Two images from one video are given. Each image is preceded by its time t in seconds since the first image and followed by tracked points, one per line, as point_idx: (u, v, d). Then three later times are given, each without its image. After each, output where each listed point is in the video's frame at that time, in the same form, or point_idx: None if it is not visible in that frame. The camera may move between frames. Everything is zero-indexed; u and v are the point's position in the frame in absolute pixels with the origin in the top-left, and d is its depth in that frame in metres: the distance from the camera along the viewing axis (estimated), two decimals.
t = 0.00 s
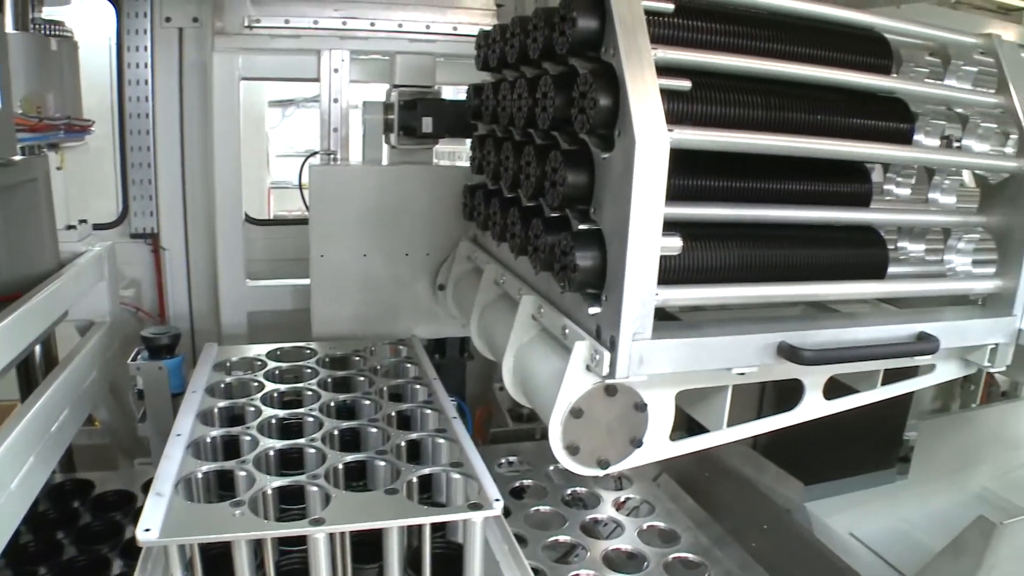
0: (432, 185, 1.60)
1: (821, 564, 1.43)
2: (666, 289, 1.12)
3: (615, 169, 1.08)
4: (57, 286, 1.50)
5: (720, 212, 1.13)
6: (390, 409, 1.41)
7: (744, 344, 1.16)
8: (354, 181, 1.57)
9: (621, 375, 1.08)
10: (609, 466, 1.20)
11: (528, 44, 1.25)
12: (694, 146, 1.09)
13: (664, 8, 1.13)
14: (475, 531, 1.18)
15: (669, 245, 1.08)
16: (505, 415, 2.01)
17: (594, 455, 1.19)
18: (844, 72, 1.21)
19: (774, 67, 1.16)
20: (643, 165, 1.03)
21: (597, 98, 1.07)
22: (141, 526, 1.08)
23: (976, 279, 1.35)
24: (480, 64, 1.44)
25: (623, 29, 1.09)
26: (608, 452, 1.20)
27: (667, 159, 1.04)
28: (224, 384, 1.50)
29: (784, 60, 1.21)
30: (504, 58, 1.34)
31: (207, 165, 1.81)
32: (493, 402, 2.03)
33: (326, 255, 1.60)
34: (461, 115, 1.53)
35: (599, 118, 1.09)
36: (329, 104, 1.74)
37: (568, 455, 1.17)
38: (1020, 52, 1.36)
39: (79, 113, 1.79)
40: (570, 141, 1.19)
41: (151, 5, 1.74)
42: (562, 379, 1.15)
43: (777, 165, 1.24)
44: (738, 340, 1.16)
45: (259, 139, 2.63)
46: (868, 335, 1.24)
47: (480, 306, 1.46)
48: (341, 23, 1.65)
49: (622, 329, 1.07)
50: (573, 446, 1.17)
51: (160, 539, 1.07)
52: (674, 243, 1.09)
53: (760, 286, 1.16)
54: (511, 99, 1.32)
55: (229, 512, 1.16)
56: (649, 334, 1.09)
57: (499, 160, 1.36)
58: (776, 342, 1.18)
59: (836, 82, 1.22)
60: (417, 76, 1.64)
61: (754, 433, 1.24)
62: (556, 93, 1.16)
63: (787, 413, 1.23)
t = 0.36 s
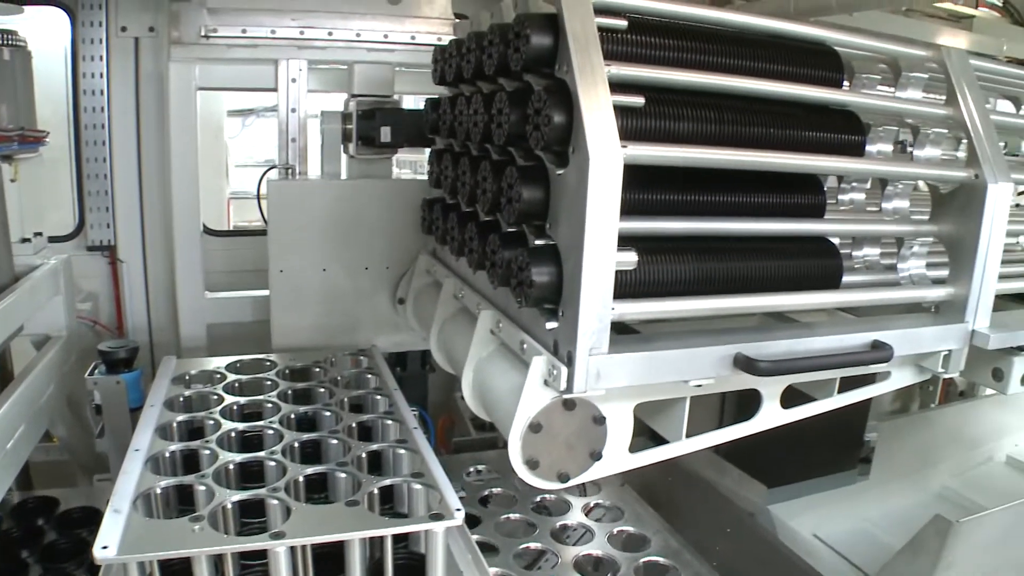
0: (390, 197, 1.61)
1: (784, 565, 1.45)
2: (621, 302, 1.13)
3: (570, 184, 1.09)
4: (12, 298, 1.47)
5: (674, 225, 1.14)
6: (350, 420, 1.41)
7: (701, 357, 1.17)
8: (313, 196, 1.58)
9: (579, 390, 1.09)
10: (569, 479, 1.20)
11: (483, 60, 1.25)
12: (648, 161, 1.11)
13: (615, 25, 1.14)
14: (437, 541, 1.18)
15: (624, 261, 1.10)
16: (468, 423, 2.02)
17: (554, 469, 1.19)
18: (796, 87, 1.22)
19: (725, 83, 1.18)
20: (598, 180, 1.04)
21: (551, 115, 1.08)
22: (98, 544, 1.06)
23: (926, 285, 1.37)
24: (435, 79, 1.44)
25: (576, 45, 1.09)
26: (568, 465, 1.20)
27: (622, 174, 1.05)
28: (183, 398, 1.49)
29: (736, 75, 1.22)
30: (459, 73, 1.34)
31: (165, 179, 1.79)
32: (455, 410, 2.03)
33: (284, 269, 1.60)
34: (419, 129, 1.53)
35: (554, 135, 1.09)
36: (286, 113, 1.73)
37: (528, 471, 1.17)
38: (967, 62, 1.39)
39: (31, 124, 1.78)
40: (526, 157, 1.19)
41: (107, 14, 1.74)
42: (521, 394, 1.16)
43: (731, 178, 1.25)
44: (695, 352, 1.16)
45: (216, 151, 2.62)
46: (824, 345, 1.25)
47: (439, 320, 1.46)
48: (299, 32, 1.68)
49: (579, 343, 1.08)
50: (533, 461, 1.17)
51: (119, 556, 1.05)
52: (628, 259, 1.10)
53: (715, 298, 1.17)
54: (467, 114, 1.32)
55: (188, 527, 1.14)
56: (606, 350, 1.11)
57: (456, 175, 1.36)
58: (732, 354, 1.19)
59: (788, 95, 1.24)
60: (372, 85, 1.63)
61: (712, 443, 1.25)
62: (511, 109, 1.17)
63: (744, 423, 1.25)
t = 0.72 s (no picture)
0: (355, 208, 1.62)
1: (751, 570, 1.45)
2: (584, 312, 1.13)
3: (533, 194, 1.09)
4: None
5: (634, 234, 1.15)
6: (316, 433, 1.40)
7: (665, 365, 1.17)
8: (278, 208, 1.57)
9: (543, 400, 1.09)
10: (535, 489, 1.20)
11: (446, 71, 1.25)
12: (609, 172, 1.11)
13: (577, 36, 1.14)
14: (404, 554, 1.18)
15: (586, 270, 1.09)
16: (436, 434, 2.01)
17: (520, 478, 1.19)
18: (755, 97, 1.24)
19: (685, 93, 1.19)
20: (560, 191, 1.03)
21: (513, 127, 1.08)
22: (60, 562, 1.04)
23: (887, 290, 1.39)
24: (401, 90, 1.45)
25: (538, 55, 1.09)
26: (534, 475, 1.20)
27: (585, 184, 1.05)
28: (148, 413, 1.48)
29: (696, 85, 1.24)
30: (423, 84, 1.34)
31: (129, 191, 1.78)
32: (423, 420, 2.03)
33: (249, 282, 1.59)
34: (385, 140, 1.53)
35: (516, 146, 1.09)
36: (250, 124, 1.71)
37: (495, 480, 1.16)
38: (925, 70, 1.42)
39: None
40: (489, 168, 1.19)
41: (68, 25, 1.72)
42: (486, 405, 1.16)
43: (692, 188, 1.27)
44: (659, 361, 1.16)
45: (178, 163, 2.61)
46: (786, 350, 1.25)
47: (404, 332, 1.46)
48: (262, 43, 1.69)
49: (543, 353, 1.08)
50: (500, 471, 1.17)
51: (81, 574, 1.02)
52: (590, 267, 1.10)
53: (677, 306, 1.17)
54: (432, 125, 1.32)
55: (151, 544, 1.13)
56: (571, 359, 1.10)
57: (421, 186, 1.37)
58: (696, 362, 1.19)
59: (748, 105, 1.25)
60: (340, 97, 1.63)
61: (678, 450, 1.25)
62: (473, 120, 1.17)
63: (709, 430, 1.25)
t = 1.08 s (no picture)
0: (317, 219, 1.65)
1: None
2: (548, 321, 1.13)
3: (495, 204, 1.09)
4: None
5: (596, 243, 1.15)
6: (282, 445, 1.41)
7: (630, 373, 1.17)
8: (241, 221, 1.60)
9: (508, 410, 1.08)
10: (501, 499, 1.19)
11: (409, 81, 1.25)
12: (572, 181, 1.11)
13: (539, 46, 1.15)
14: (369, 566, 1.17)
15: (549, 279, 1.09)
16: (402, 444, 2.01)
17: (486, 488, 1.18)
18: (715, 106, 1.25)
19: (646, 102, 1.19)
20: (522, 201, 1.03)
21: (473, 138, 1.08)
22: None
23: (850, 296, 1.40)
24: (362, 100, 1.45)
25: (499, 64, 1.09)
26: (499, 485, 1.19)
27: (546, 194, 1.05)
28: (111, 427, 1.47)
29: (657, 94, 1.24)
30: (388, 92, 1.34)
31: (92, 203, 1.76)
32: (390, 431, 2.03)
33: (214, 294, 1.62)
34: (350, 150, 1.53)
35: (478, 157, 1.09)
36: (216, 135, 1.76)
37: (460, 490, 1.16)
38: (883, 79, 1.44)
39: None
40: (452, 178, 1.20)
41: (29, 34, 1.69)
42: (450, 415, 1.15)
43: (653, 197, 1.28)
44: (624, 369, 1.16)
45: (143, 173, 2.61)
46: (750, 357, 1.26)
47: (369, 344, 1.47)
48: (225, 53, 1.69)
49: (507, 363, 1.07)
50: (465, 481, 1.16)
51: None
52: (552, 276, 1.10)
53: (640, 314, 1.18)
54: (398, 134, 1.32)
55: (114, 560, 1.11)
56: (535, 369, 1.10)
57: (385, 197, 1.36)
58: (661, 370, 1.19)
59: (709, 114, 1.26)
60: (304, 108, 1.81)
61: (643, 458, 1.26)
62: (436, 131, 1.17)
63: (675, 438, 1.25)
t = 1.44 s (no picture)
0: (289, 228, 1.69)
1: None
2: (522, 329, 1.12)
3: (468, 213, 1.09)
4: None
5: (570, 251, 1.15)
6: (258, 456, 1.41)
7: (605, 380, 1.17)
8: (215, 231, 1.63)
9: (483, 419, 1.07)
10: (478, 507, 1.18)
11: (383, 91, 1.25)
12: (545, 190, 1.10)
13: (511, 55, 1.15)
14: None
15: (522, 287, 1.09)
16: (379, 453, 2.01)
17: (462, 497, 1.17)
18: (686, 114, 1.25)
19: (617, 111, 1.20)
20: (495, 210, 1.03)
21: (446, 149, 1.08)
22: None
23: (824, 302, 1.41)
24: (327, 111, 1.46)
25: (472, 73, 1.09)
26: (476, 493, 1.18)
27: (519, 203, 1.05)
28: (85, 439, 1.46)
29: (628, 103, 1.25)
30: (362, 102, 1.34)
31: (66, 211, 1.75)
32: (367, 441, 2.02)
33: (189, 304, 1.64)
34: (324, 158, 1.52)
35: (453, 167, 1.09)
36: (190, 143, 1.78)
37: (436, 500, 1.15)
38: (855, 86, 1.46)
39: None
40: (426, 187, 1.19)
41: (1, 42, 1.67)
42: (425, 425, 1.15)
43: (625, 206, 1.29)
44: (599, 377, 1.16)
45: (120, 181, 2.61)
46: (724, 364, 1.27)
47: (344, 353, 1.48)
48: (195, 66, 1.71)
49: (482, 372, 1.06)
50: (441, 490, 1.15)
51: None
52: (526, 285, 1.09)
53: (614, 322, 1.18)
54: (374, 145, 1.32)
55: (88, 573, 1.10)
56: (510, 377, 1.09)
57: (360, 206, 1.36)
58: (635, 377, 1.19)
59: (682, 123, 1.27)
60: (280, 117, 1.80)
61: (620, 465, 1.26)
62: (409, 140, 1.17)
63: (651, 444, 1.25)
